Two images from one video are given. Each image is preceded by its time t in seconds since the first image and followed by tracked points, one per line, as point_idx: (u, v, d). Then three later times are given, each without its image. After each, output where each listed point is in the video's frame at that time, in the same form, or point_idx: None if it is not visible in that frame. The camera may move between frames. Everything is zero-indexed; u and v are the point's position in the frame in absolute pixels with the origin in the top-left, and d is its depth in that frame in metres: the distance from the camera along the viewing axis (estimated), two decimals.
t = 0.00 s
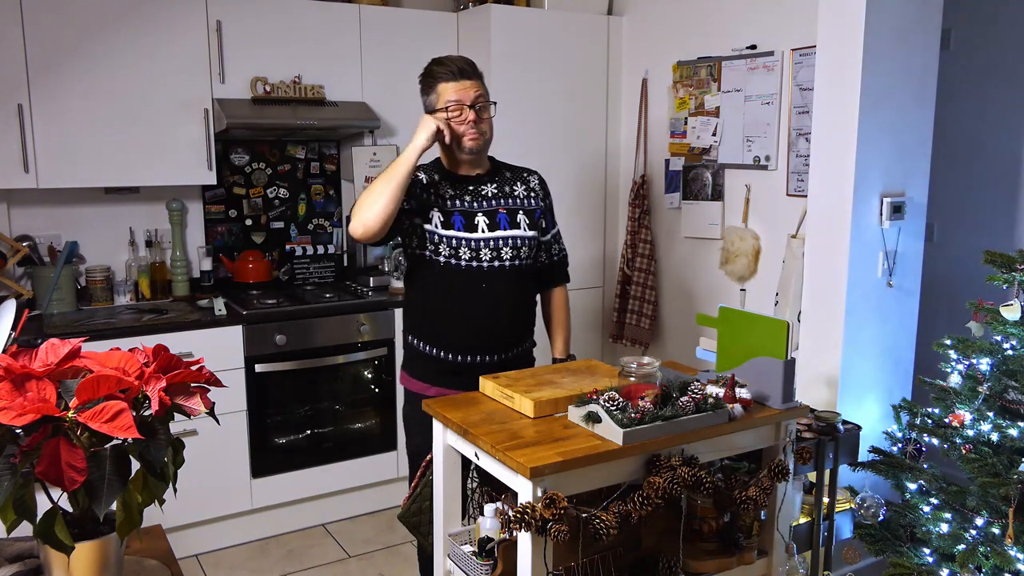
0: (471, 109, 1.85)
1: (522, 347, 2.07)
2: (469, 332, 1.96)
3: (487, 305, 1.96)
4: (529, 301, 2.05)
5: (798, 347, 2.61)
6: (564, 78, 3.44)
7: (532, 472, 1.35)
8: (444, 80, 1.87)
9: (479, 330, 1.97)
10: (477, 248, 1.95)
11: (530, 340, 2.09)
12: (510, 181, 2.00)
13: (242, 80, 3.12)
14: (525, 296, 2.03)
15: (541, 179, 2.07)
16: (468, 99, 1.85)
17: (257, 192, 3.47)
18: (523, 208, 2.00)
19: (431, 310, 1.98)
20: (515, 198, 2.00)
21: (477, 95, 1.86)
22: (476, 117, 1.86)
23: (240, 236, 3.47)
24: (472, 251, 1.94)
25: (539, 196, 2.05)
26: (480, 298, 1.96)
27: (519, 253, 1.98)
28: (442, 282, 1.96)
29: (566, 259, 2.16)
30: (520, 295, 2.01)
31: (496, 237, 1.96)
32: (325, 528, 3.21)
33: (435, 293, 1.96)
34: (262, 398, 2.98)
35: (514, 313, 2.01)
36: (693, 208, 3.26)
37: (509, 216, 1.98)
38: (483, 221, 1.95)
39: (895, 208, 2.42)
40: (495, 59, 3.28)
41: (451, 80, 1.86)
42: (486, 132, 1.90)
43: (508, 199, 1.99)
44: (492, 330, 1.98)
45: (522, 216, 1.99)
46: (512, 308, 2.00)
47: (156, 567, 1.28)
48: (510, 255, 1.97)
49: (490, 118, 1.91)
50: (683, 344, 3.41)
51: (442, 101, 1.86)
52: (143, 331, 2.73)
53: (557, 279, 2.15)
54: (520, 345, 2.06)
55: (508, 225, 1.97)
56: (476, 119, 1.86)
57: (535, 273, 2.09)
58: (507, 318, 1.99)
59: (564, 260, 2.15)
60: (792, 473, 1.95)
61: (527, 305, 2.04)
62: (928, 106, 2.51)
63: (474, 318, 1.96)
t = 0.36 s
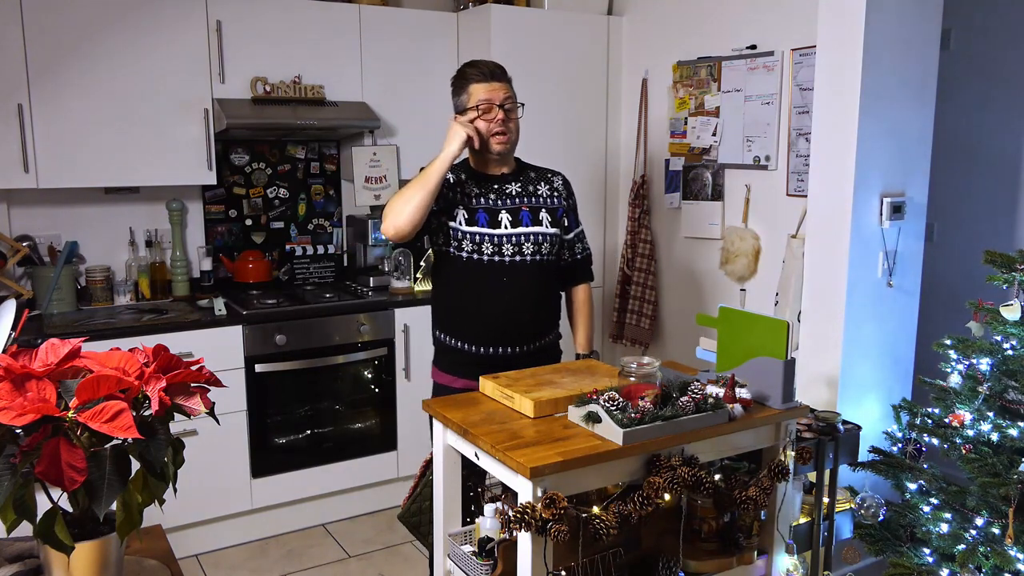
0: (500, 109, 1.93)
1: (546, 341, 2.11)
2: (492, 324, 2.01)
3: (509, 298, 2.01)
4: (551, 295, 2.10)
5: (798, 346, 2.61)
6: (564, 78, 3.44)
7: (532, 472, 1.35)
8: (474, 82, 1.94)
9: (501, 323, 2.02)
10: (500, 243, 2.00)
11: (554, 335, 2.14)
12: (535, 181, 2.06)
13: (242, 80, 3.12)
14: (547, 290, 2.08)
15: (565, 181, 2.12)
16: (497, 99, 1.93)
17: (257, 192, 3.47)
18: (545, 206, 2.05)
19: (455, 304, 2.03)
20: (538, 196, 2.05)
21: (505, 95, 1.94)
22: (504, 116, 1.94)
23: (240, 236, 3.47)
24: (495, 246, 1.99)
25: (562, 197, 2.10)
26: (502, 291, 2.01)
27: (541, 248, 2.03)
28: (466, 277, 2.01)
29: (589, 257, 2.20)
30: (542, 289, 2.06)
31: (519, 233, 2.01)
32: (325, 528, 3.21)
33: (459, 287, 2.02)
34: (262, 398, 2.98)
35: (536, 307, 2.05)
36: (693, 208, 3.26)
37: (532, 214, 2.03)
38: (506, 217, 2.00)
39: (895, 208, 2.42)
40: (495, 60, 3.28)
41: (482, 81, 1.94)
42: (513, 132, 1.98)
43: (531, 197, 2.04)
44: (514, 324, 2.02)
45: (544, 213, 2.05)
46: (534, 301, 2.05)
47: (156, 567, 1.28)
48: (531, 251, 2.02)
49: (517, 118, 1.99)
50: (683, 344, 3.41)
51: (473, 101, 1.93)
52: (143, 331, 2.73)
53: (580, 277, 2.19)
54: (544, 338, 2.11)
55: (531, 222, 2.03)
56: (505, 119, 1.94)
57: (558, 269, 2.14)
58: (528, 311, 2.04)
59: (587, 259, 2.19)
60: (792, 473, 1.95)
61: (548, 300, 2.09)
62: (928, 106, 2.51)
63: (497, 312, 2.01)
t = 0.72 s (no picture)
0: (506, 114, 1.97)
1: (556, 334, 2.16)
2: (500, 318, 2.08)
3: (517, 293, 2.07)
4: (561, 290, 2.15)
5: (798, 346, 2.62)
6: (564, 78, 3.44)
7: (532, 472, 1.35)
8: (483, 86, 1.98)
9: (510, 317, 2.08)
10: (510, 240, 2.06)
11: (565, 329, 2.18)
12: (544, 180, 2.09)
13: (242, 81, 3.12)
14: (556, 285, 2.13)
15: (576, 180, 2.15)
16: (504, 104, 1.97)
17: (257, 192, 3.47)
18: (554, 204, 2.09)
19: (465, 299, 2.11)
20: (548, 195, 2.09)
21: (512, 99, 1.97)
22: (509, 120, 1.98)
23: (240, 236, 3.47)
24: (504, 242, 2.05)
25: (572, 195, 2.13)
26: (510, 286, 2.07)
27: (549, 245, 2.08)
28: (476, 273, 2.08)
29: (602, 254, 2.21)
30: (550, 284, 2.11)
31: (528, 230, 2.07)
32: (324, 528, 3.21)
33: (469, 283, 2.09)
34: (262, 399, 2.98)
35: (544, 301, 2.10)
36: (693, 208, 3.26)
37: (541, 211, 2.08)
38: (515, 215, 2.05)
39: (895, 208, 2.42)
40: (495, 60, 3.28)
41: (490, 86, 1.97)
42: (519, 134, 2.01)
43: (541, 196, 2.09)
44: (522, 317, 2.08)
45: (553, 211, 2.09)
46: (543, 296, 2.10)
47: (156, 567, 1.28)
48: (540, 247, 2.08)
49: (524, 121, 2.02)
50: (683, 344, 3.41)
51: (481, 106, 1.98)
52: (143, 331, 2.73)
53: (592, 273, 2.21)
54: (555, 331, 2.15)
55: (540, 220, 2.07)
56: (509, 123, 1.98)
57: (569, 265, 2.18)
58: (536, 305, 2.09)
59: (600, 256, 2.21)
60: (792, 473, 1.95)
61: (558, 294, 2.13)
62: (928, 106, 2.51)
63: (505, 306, 2.07)
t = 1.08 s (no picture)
0: (496, 115, 1.97)
1: (548, 331, 2.15)
2: (490, 313, 2.09)
3: (507, 289, 2.08)
4: (553, 287, 2.14)
5: (798, 347, 2.62)
6: (564, 78, 3.44)
7: (532, 472, 1.35)
8: (473, 90, 1.99)
9: (500, 312, 2.08)
10: (501, 238, 2.06)
11: (558, 325, 2.18)
12: (535, 180, 2.09)
13: (242, 80, 3.12)
14: (547, 281, 2.12)
15: (566, 180, 2.15)
16: (494, 105, 1.97)
17: (257, 192, 3.47)
18: (545, 203, 2.10)
19: (457, 294, 2.13)
20: (539, 195, 2.10)
21: (502, 100, 1.97)
22: (500, 121, 1.98)
23: (240, 236, 3.47)
24: (495, 240, 2.06)
25: (562, 195, 2.13)
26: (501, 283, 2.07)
27: (539, 243, 2.08)
28: (468, 268, 2.09)
29: (593, 253, 2.20)
30: (541, 281, 2.10)
31: (519, 228, 2.07)
32: (324, 528, 3.21)
33: (460, 278, 2.11)
34: (262, 399, 2.98)
35: (534, 297, 2.10)
36: (693, 208, 3.26)
37: (532, 210, 2.08)
38: (507, 214, 2.06)
39: (895, 208, 2.42)
40: (495, 60, 3.28)
41: (479, 89, 1.98)
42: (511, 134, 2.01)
43: (532, 195, 2.09)
44: (513, 314, 2.08)
45: (544, 210, 2.09)
46: (533, 293, 2.10)
47: (156, 567, 1.28)
48: (530, 245, 2.08)
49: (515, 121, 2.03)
50: (683, 344, 3.41)
51: (472, 108, 1.98)
52: (143, 331, 2.73)
53: (583, 272, 2.19)
54: (547, 328, 2.15)
55: (531, 218, 2.07)
56: (501, 124, 1.98)
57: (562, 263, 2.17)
58: (528, 302, 2.09)
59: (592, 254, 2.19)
60: (792, 473, 1.95)
61: (550, 291, 2.13)
62: (929, 106, 2.51)
63: (495, 301, 2.08)
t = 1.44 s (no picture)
0: (477, 119, 1.99)
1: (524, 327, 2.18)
2: (465, 308, 2.13)
3: (480, 286, 2.12)
4: (530, 285, 2.17)
5: (798, 346, 2.62)
6: (564, 78, 3.44)
7: (532, 472, 1.35)
8: (455, 93, 2.00)
9: (473, 308, 2.13)
10: (476, 237, 2.11)
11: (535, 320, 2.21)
12: (514, 180, 2.11)
13: (242, 80, 3.12)
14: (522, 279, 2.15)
15: (547, 179, 2.15)
16: (474, 109, 1.99)
17: (257, 192, 3.47)
18: (522, 204, 2.12)
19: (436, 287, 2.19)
20: (517, 194, 2.12)
21: (483, 104, 1.99)
22: (480, 125, 2.00)
23: (240, 236, 3.47)
24: (470, 239, 2.11)
25: (541, 195, 2.14)
26: (474, 280, 2.12)
27: (512, 244, 2.11)
28: (445, 264, 2.15)
29: (571, 250, 2.21)
30: (514, 279, 2.13)
31: (494, 228, 2.11)
32: (324, 528, 3.21)
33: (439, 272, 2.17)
34: (262, 399, 2.98)
35: (507, 295, 2.13)
36: (693, 208, 3.26)
37: (508, 211, 2.11)
38: (483, 214, 2.10)
39: (895, 208, 2.42)
40: (495, 59, 3.28)
41: (461, 92, 1.99)
42: (490, 138, 2.03)
43: (510, 195, 2.11)
44: (485, 311, 2.13)
45: (520, 211, 2.11)
46: (505, 291, 2.13)
47: (156, 567, 1.28)
48: (504, 245, 2.11)
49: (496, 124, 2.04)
50: (683, 344, 3.41)
51: (453, 111, 2.00)
52: (143, 331, 2.73)
53: (559, 269, 2.20)
54: (523, 325, 2.18)
55: (506, 219, 2.10)
56: (480, 127, 2.00)
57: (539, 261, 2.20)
58: (501, 299, 2.13)
59: (570, 252, 2.21)
60: (792, 473, 1.95)
61: (525, 290, 2.16)
62: (929, 106, 2.51)
63: (468, 297, 2.13)
